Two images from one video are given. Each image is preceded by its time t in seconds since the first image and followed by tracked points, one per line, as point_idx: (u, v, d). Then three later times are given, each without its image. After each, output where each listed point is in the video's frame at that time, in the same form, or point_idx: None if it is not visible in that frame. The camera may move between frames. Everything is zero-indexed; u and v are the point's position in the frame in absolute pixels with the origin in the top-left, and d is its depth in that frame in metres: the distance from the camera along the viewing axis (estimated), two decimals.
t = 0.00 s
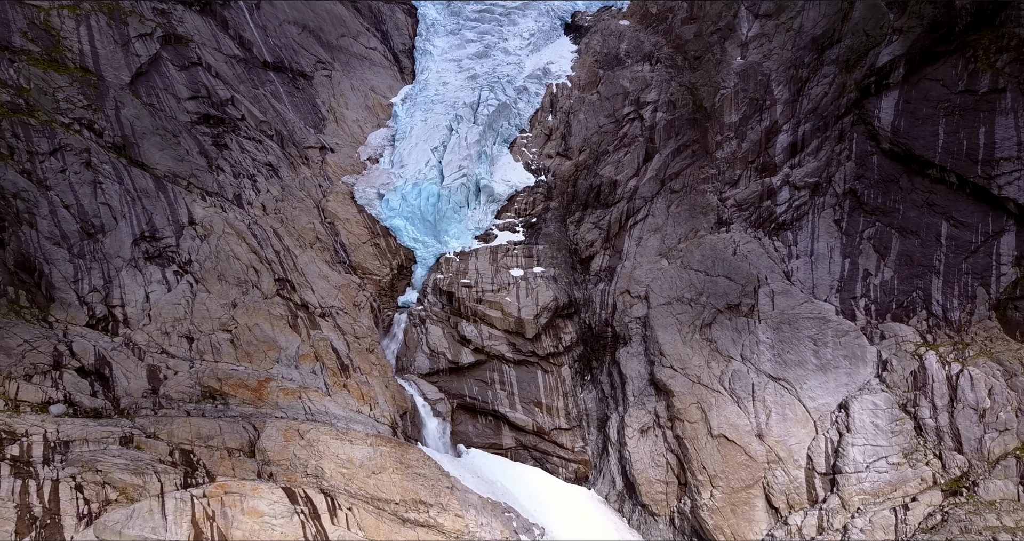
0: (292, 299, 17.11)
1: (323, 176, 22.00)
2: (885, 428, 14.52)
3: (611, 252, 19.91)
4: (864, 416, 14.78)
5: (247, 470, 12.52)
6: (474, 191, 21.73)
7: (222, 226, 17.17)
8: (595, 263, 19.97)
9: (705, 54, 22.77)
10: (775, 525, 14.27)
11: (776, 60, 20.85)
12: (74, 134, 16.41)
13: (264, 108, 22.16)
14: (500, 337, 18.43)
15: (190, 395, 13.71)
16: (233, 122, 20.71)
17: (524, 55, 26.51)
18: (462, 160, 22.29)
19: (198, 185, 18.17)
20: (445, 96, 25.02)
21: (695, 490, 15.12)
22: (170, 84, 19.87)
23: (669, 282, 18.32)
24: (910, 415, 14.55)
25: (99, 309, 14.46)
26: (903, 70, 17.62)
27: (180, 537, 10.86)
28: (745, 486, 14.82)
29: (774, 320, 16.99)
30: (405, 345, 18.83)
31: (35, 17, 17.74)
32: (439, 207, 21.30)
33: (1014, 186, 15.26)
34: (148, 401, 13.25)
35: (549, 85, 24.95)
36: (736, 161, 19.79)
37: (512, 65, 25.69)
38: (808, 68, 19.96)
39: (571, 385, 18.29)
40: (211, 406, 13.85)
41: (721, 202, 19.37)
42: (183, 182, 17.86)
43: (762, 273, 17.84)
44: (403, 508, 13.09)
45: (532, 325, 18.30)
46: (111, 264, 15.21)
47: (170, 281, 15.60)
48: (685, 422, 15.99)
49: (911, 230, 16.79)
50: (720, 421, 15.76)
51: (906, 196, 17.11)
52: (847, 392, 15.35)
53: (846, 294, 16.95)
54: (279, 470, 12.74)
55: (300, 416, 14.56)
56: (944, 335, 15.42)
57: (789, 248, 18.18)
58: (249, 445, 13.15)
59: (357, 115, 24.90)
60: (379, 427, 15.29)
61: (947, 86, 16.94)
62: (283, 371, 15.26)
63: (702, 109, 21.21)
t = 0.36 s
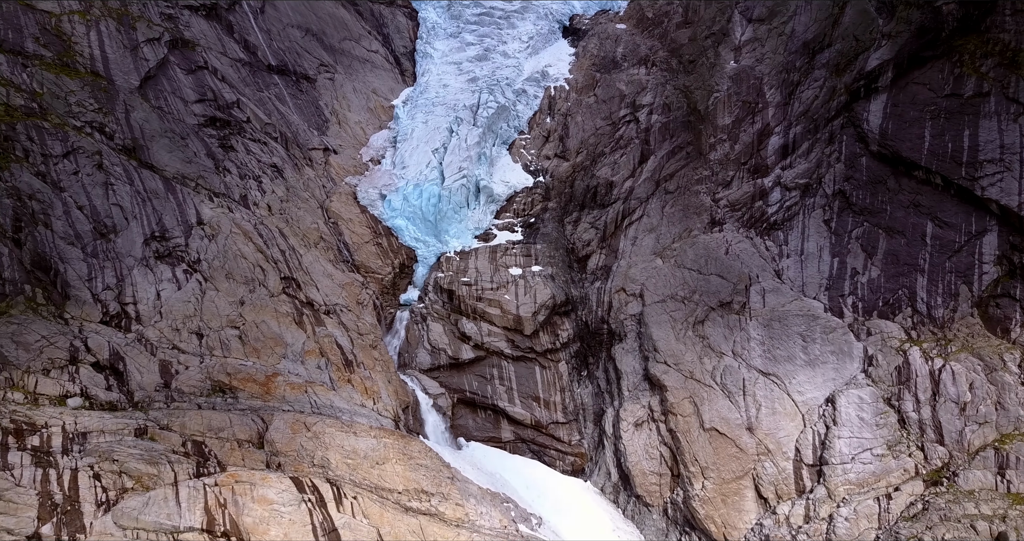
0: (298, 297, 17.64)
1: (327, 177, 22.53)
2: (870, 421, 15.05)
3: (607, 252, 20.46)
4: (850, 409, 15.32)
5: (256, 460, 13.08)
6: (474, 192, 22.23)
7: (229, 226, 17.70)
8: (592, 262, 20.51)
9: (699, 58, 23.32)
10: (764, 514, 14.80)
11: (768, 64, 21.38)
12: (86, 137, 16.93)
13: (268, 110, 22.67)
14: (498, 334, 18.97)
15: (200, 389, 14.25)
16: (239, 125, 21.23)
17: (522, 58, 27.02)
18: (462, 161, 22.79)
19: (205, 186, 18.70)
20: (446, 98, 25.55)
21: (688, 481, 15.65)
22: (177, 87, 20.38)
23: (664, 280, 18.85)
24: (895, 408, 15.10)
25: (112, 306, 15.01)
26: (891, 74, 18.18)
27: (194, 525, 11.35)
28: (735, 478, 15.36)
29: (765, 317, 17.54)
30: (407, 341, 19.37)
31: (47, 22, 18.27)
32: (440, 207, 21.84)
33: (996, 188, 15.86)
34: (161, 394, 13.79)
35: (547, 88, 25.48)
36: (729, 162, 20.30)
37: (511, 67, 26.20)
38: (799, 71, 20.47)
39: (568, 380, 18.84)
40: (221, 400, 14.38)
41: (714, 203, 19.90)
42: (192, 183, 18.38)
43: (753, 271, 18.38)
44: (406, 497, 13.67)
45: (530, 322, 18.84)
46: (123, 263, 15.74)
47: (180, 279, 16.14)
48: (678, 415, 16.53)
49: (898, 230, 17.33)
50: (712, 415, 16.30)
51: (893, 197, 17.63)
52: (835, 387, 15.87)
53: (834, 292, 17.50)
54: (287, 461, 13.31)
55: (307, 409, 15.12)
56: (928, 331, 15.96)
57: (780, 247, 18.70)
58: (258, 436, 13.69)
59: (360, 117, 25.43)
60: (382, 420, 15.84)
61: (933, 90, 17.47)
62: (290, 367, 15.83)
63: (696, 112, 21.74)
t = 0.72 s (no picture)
0: (303, 295, 18.16)
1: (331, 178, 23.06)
2: (857, 415, 15.59)
3: (604, 251, 21.00)
4: (838, 404, 15.84)
5: (265, 451, 13.63)
6: (474, 192, 22.75)
7: (237, 226, 18.23)
8: (589, 261, 21.05)
9: (694, 62, 23.88)
10: (755, 505, 15.32)
11: (761, 68, 21.91)
12: (98, 139, 17.44)
13: (273, 113, 23.18)
14: (498, 331, 19.50)
15: (211, 383, 14.79)
16: (245, 127, 21.75)
17: (522, 61, 27.54)
18: (463, 163, 23.32)
19: (213, 187, 19.21)
20: (447, 101, 26.07)
21: (681, 474, 16.17)
22: (185, 90, 20.90)
23: (659, 279, 19.38)
24: (881, 403, 15.64)
25: (125, 303, 15.53)
26: (881, 79, 18.68)
27: (207, 512, 11.91)
28: (727, 470, 15.88)
29: (757, 315, 18.06)
30: (409, 338, 19.90)
31: (59, 28, 18.82)
32: (441, 208, 22.38)
33: (980, 190, 16.40)
34: (172, 388, 14.32)
35: (547, 91, 26.00)
36: (723, 164, 20.82)
37: (511, 71, 26.73)
38: (792, 76, 20.98)
39: (565, 376, 19.39)
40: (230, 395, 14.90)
41: (708, 204, 20.42)
42: (200, 184, 18.90)
43: (746, 271, 18.91)
44: (409, 487, 14.22)
45: (529, 319, 19.40)
46: (135, 261, 16.27)
47: (190, 277, 16.67)
48: (672, 410, 17.04)
49: (886, 231, 17.87)
50: (704, 409, 16.82)
51: (882, 198, 18.16)
52: (824, 382, 16.41)
53: (824, 290, 18.04)
54: (295, 452, 13.86)
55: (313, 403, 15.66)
56: (914, 329, 16.50)
57: (772, 246, 19.22)
58: (267, 429, 14.23)
59: (362, 119, 25.95)
60: (385, 414, 16.37)
61: (921, 95, 17.99)
62: (296, 362, 16.37)
63: (691, 115, 22.27)
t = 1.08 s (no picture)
0: (308, 293, 18.65)
1: (334, 178, 23.56)
2: (845, 408, 16.10)
3: (601, 250, 21.50)
4: (827, 397, 16.36)
5: (273, 443, 14.16)
6: (474, 192, 23.26)
7: (243, 225, 18.73)
8: (586, 259, 21.55)
9: (689, 65, 24.39)
10: (746, 494, 15.85)
11: (755, 71, 22.39)
12: (109, 141, 17.93)
13: (277, 114, 23.67)
14: (497, 327, 19.99)
15: (220, 377, 15.31)
16: (250, 129, 22.23)
17: (521, 63, 28.04)
18: (463, 163, 23.83)
19: (219, 188, 19.70)
20: (448, 102, 26.55)
21: (675, 465, 16.68)
22: (192, 93, 21.38)
23: (654, 276, 19.88)
24: (868, 396, 16.15)
25: (136, 301, 16.05)
26: (870, 82, 19.18)
27: (219, 501, 12.42)
28: (719, 461, 16.39)
29: (749, 311, 18.56)
30: (411, 334, 20.40)
31: (69, 32, 19.29)
32: (442, 207, 22.89)
33: (966, 189, 16.91)
34: (183, 382, 14.85)
35: (545, 92, 26.48)
36: (717, 165, 21.30)
37: (510, 73, 27.23)
38: (784, 78, 21.46)
39: (563, 372, 19.93)
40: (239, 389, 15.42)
41: (702, 203, 20.90)
42: (207, 185, 19.40)
43: (739, 268, 19.42)
44: (412, 477, 14.76)
45: (528, 316, 19.92)
46: (145, 260, 16.77)
47: (199, 275, 17.18)
48: (666, 404, 17.53)
49: (874, 230, 18.39)
50: (698, 403, 17.30)
51: (871, 197, 18.67)
52: (813, 376, 16.91)
53: (815, 287, 18.54)
54: (302, 443, 14.40)
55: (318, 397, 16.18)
56: (901, 324, 17.03)
57: (764, 244, 19.72)
58: (275, 422, 14.76)
59: (364, 120, 26.44)
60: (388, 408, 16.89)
61: (910, 96, 18.49)
62: (302, 357, 16.89)
63: (686, 117, 22.76)
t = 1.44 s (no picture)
0: (311, 289, 19.11)
1: (337, 177, 24.00)
2: (834, 401, 16.58)
3: (599, 248, 21.96)
4: (817, 391, 16.83)
5: (279, 434, 14.65)
6: (474, 191, 23.74)
7: (249, 223, 19.19)
8: (584, 256, 22.00)
9: (685, 66, 24.82)
10: (738, 485, 16.32)
11: (749, 72, 22.82)
12: (117, 141, 18.37)
13: (281, 114, 24.10)
14: (497, 323, 20.48)
15: (227, 371, 15.79)
16: (254, 128, 22.66)
17: (521, 64, 28.49)
18: (463, 162, 24.30)
19: (224, 186, 20.13)
20: (448, 102, 27.00)
21: (669, 456, 17.17)
22: (198, 93, 21.79)
23: (650, 274, 20.34)
24: (857, 390, 16.63)
25: (145, 296, 16.51)
26: (862, 83, 19.60)
27: (228, 489, 12.85)
28: (712, 453, 16.85)
29: (742, 308, 19.02)
30: (412, 330, 20.86)
31: (78, 34, 19.71)
32: (443, 206, 23.36)
33: (954, 189, 17.35)
34: (192, 375, 15.31)
35: (544, 93, 26.92)
36: (712, 164, 21.72)
37: (510, 73, 27.68)
38: (778, 79, 21.87)
39: (560, 366, 20.40)
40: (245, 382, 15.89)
41: (698, 202, 21.34)
42: (213, 183, 19.85)
43: (733, 266, 19.87)
44: (414, 467, 15.26)
45: (526, 312, 20.40)
46: (154, 257, 17.22)
47: (206, 272, 17.65)
48: (661, 398, 18.00)
49: (865, 228, 18.85)
50: (692, 396, 17.77)
51: (862, 196, 19.12)
52: (804, 370, 17.39)
53: (806, 284, 19.00)
54: (307, 434, 14.89)
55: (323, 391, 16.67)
56: (889, 320, 17.50)
57: (758, 242, 20.17)
58: (281, 414, 15.24)
59: (366, 120, 26.86)
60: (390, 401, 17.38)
61: (901, 98, 18.92)
62: (307, 352, 17.37)
63: (682, 117, 23.18)
